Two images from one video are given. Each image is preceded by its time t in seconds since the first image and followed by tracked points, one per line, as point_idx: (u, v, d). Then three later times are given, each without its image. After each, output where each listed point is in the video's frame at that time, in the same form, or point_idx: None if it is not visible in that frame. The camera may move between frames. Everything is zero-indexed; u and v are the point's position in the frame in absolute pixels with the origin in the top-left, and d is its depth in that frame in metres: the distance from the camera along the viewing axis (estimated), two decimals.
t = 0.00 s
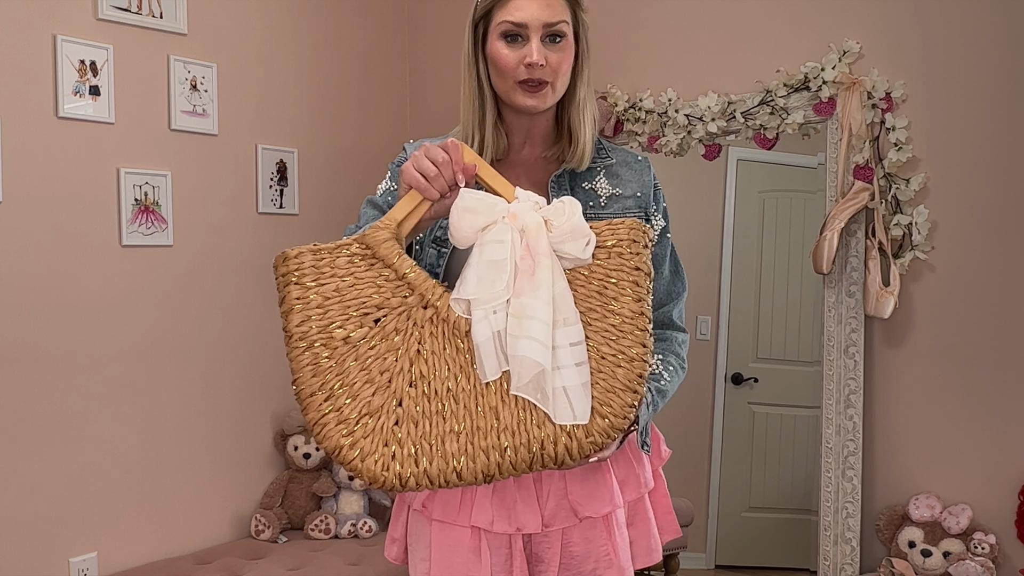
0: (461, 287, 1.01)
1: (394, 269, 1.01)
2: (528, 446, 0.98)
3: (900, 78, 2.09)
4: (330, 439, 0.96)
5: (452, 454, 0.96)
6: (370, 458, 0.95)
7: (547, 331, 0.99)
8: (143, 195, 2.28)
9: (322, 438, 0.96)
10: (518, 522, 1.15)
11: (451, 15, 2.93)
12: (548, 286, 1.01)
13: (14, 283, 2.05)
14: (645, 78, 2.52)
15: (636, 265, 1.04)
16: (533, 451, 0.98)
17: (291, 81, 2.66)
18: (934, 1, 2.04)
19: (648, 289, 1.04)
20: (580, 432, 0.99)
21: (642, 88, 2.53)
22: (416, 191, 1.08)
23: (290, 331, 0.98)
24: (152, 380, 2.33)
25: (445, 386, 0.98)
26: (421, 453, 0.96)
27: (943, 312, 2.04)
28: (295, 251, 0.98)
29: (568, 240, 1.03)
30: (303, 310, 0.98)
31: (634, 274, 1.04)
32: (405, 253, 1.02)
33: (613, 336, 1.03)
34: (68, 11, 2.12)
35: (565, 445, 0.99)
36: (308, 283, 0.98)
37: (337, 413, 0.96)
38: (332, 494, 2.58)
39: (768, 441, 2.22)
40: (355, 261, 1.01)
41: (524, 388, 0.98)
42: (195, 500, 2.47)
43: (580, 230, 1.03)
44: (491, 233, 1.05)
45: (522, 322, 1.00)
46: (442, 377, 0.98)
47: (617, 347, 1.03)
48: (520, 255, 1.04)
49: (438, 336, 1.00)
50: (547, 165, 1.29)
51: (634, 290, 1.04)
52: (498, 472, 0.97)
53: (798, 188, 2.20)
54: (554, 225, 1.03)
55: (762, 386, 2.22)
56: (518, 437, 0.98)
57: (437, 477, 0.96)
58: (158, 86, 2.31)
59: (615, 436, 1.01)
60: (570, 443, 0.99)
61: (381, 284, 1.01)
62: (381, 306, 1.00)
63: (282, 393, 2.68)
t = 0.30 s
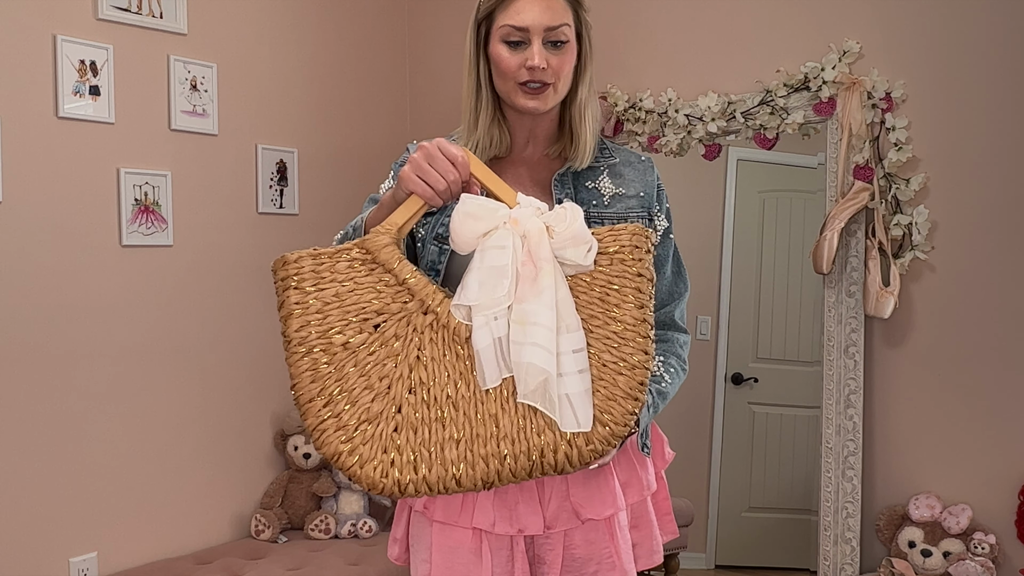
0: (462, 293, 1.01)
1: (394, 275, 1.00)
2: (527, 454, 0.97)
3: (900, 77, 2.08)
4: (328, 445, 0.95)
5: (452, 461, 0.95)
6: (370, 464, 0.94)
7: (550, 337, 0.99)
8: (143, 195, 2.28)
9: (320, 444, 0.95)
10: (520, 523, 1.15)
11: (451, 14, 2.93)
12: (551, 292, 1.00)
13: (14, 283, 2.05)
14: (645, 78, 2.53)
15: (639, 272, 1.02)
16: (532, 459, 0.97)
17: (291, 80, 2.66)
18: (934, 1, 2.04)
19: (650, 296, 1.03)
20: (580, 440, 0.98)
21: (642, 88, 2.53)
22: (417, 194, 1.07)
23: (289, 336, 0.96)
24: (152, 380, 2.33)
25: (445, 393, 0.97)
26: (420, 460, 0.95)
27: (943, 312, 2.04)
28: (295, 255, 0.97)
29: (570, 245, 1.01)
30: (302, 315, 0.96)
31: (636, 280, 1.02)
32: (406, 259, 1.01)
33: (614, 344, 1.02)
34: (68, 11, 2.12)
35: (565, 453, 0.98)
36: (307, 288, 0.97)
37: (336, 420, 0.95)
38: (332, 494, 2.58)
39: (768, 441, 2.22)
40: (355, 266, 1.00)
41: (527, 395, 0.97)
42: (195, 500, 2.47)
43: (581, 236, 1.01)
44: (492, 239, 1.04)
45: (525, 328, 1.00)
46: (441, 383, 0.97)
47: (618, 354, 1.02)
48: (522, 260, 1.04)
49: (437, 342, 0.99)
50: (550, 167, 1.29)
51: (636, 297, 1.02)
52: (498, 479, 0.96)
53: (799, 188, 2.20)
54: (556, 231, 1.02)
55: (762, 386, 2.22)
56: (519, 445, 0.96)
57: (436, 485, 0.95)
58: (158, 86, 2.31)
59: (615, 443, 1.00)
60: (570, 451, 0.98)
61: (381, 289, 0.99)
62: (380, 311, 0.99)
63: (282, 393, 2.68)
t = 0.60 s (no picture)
0: (441, 287, 0.93)
1: (377, 265, 0.94)
2: (509, 450, 0.90)
3: (900, 77, 2.08)
4: (310, 438, 0.90)
5: (431, 455, 0.89)
6: (350, 456, 0.89)
7: (534, 333, 0.91)
8: (143, 195, 2.28)
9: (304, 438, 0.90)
10: (521, 523, 1.14)
11: (451, 14, 2.93)
12: (531, 286, 0.92)
13: (14, 283, 2.05)
14: (645, 78, 2.53)
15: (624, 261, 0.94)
16: (512, 455, 0.89)
17: (291, 80, 2.66)
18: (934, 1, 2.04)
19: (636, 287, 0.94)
20: (562, 437, 0.91)
21: (642, 88, 2.53)
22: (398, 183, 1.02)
23: (272, 327, 0.92)
24: (152, 380, 2.33)
25: (426, 385, 0.91)
26: (401, 453, 0.89)
27: (943, 312, 2.04)
28: (279, 248, 0.92)
29: (548, 237, 0.93)
30: (287, 308, 0.91)
31: (620, 272, 0.94)
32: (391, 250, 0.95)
33: (597, 337, 0.93)
34: (67, 11, 2.12)
35: (547, 450, 0.90)
36: (292, 281, 0.92)
37: (318, 411, 0.90)
38: (332, 494, 2.59)
39: (768, 442, 2.22)
40: (340, 259, 0.94)
41: (513, 393, 0.90)
42: (195, 500, 2.47)
43: (560, 227, 0.93)
44: (470, 231, 0.96)
45: (508, 324, 0.92)
46: (423, 376, 0.91)
47: (602, 349, 0.93)
48: (501, 253, 0.95)
49: (419, 335, 0.92)
50: (554, 164, 1.29)
51: (620, 289, 0.94)
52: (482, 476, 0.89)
53: (799, 188, 2.19)
54: (534, 223, 0.94)
55: (762, 386, 2.22)
56: (500, 440, 0.90)
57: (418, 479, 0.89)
58: (157, 86, 2.31)
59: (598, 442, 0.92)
60: (551, 447, 0.91)
61: (365, 281, 0.93)
62: (364, 303, 0.93)
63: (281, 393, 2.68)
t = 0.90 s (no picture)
0: (390, 266, 0.97)
1: (341, 244, 1.00)
2: (440, 442, 0.92)
3: (900, 77, 2.08)
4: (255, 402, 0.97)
5: (365, 437, 0.93)
6: (288, 429, 0.95)
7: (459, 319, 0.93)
8: (143, 195, 2.28)
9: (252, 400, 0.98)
10: (515, 523, 1.14)
11: (451, 14, 2.93)
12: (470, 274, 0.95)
13: (15, 283, 2.05)
14: (645, 78, 2.53)
15: (583, 264, 0.95)
16: (444, 447, 0.92)
17: (291, 80, 2.66)
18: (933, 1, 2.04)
19: (593, 291, 0.95)
20: (496, 434, 0.92)
21: (642, 88, 2.53)
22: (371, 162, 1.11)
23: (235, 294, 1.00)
24: (152, 380, 2.34)
25: (370, 367, 0.96)
26: (335, 433, 0.93)
27: (943, 312, 2.04)
28: (250, 218, 1.00)
29: (500, 226, 0.96)
30: (250, 275, 0.99)
31: (578, 271, 0.95)
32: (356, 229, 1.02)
33: (546, 334, 0.94)
34: (68, 11, 2.13)
35: (479, 446, 0.92)
36: (258, 250, 1.00)
37: (266, 380, 0.97)
38: (332, 494, 2.59)
39: (768, 442, 2.22)
40: (306, 233, 1.01)
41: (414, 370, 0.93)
42: (195, 499, 2.47)
43: (513, 216, 0.96)
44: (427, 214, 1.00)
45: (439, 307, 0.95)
46: (368, 357, 0.96)
47: (550, 347, 0.94)
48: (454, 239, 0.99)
49: (369, 316, 0.97)
50: (556, 161, 1.28)
51: (576, 288, 0.95)
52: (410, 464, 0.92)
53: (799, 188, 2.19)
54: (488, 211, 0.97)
55: (762, 386, 2.22)
56: (433, 430, 0.92)
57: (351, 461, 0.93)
58: (157, 86, 2.31)
59: (536, 445, 0.92)
60: (485, 444, 0.92)
61: (327, 257, 1.00)
62: (323, 279, 0.99)
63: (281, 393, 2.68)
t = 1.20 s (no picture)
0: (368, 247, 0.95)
1: (328, 223, 0.99)
2: (428, 417, 0.92)
3: (900, 77, 2.08)
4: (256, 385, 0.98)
5: (359, 415, 0.93)
6: (289, 409, 0.96)
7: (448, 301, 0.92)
8: (143, 195, 2.28)
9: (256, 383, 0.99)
10: (507, 519, 1.12)
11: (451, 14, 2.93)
12: (449, 251, 0.93)
13: (15, 283, 2.05)
14: (645, 78, 2.53)
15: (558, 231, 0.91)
16: (431, 422, 0.91)
17: (291, 80, 2.66)
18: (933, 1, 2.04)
19: (569, 258, 0.91)
20: (479, 408, 0.90)
21: (642, 88, 2.53)
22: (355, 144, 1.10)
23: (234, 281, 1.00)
24: (152, 381, 2.34)
25: (362, 345, 0.95)
26: (332, 411, 0.94)
27: (943, 312, 2.04)
28: (242, 204, 1.00)
29: (467, 200, 0.92)
30: (245, 261, 0.99)
31: (552, 239, 0.91)
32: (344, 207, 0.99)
33: (524, 306, 0.92)
34: (68, 11, 2.13)
35: (465, 420, 0.91)
36: (251, 236, 0.99)
37: (267, 362, 0.98)
38: (332, 494, 2.59)
39: (769, 442, 2.22)
40: (295, 215, 0.99)
41: (424, 362, 0.92)
42: (195, 499, 2.47)
43: (479, 189, 0.91)
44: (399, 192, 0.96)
45: (425, 288, 0.93)
46: (359, 336, 0.96)
47: (528, 319, 0.91)
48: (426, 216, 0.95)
49: (360, 295, 0.96)
50: (551, 154, 1.26)
51: (551, 257, 0.91)
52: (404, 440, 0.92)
53: (799, 188, 2.20)
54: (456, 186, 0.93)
55: (762, 386, 2.21)
56: (421, 406, 0.92)
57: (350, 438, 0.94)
58: (157, 86, 2.31)
59: (520, 417, 0.91)
60: (471, 418, 0.91)
61: (316, 238, 0.99)
62: (313, 260, 0.98)
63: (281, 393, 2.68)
